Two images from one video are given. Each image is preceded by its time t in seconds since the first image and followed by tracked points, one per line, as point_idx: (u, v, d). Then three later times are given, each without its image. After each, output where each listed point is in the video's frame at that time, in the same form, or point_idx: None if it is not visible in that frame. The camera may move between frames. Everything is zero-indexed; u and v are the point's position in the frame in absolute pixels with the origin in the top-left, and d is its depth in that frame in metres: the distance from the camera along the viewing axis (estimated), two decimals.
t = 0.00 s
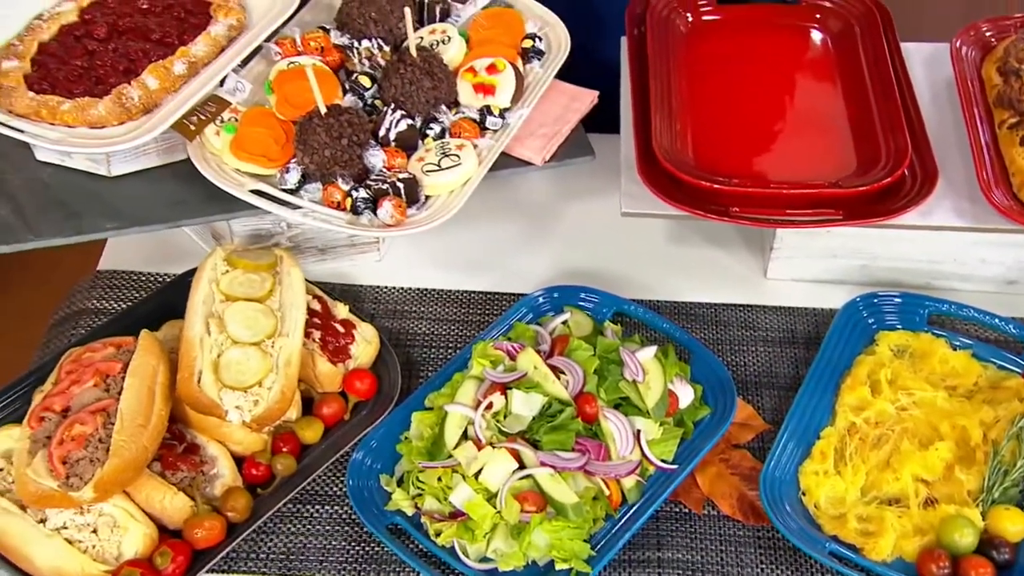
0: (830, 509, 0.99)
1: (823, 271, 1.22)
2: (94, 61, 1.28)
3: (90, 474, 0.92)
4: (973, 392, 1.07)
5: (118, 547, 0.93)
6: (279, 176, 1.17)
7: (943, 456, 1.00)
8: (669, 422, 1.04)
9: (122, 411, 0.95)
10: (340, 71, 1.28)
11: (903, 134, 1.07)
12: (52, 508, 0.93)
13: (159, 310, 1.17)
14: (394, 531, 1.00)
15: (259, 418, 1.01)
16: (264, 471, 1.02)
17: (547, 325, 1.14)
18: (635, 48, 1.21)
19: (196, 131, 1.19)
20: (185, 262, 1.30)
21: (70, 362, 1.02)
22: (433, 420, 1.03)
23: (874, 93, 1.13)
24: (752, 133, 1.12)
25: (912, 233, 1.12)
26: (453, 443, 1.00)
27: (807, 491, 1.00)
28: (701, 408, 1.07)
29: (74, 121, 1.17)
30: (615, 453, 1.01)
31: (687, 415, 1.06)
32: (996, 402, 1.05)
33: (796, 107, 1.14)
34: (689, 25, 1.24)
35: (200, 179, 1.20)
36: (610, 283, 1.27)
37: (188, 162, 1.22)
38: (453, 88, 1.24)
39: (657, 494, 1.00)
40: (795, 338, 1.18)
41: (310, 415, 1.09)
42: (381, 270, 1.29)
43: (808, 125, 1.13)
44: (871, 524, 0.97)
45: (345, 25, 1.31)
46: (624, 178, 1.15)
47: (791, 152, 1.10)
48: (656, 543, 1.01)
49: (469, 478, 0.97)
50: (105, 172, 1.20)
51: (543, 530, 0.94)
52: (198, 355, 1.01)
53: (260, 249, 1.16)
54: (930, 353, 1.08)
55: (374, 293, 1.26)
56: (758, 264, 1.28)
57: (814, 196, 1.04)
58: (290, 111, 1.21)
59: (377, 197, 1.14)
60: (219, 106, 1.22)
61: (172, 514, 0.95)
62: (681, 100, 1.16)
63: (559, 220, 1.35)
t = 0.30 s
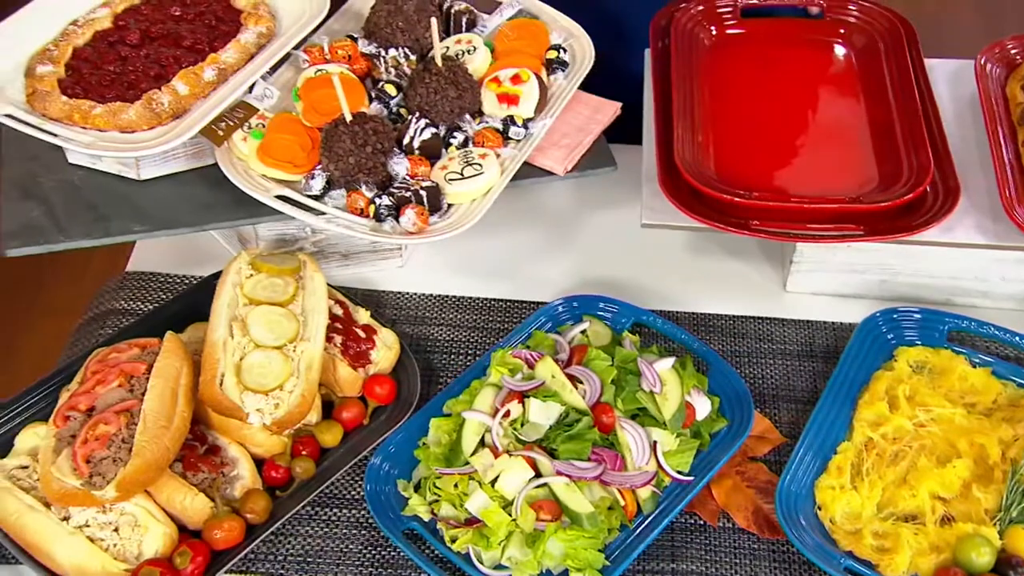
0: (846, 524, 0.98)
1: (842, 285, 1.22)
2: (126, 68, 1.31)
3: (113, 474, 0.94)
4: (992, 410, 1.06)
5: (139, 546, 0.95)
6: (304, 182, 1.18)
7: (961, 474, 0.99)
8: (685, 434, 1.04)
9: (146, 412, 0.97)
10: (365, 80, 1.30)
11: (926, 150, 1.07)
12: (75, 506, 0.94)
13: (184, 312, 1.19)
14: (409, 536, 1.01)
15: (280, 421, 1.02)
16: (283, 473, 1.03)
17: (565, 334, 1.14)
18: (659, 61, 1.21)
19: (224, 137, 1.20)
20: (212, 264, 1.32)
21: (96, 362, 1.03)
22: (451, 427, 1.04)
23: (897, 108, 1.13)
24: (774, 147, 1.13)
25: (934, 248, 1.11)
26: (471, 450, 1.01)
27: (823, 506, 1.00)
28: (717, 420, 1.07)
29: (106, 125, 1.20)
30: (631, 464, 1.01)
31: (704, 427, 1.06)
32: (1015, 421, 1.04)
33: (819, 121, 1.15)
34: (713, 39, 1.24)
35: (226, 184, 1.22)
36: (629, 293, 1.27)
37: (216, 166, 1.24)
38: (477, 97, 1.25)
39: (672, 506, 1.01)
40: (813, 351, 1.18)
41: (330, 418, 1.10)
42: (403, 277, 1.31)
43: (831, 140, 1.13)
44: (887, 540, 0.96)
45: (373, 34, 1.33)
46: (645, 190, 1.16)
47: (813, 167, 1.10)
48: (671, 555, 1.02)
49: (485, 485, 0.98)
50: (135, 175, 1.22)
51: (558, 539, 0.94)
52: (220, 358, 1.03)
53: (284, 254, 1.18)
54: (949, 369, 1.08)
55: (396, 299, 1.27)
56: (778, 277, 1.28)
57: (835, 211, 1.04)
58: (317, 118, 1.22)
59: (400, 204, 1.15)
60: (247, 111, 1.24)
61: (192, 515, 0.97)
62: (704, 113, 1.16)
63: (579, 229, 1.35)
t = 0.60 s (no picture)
0: (858, 536, 0.99)
1: (858, 297, 1.22)
2: (156, 71, 1.35)
3: (134, 470, 0.96)
4: (1007, 425, 1.06)
5: (158, 542, 0.97)
6: (327, 186, 1.20)
7: (974, 488, 0.99)
8: (698, 442, 1.05)
9: (168, 410, 0.99)
10: (390, 86, 1.32)
11: (944, 164, 1.07)
12: (97, 501, 0.97)
13: (207, 312, 1.21)
14: (423, 538, 1.02)
15: (298, 422, 1.04)
16: (301, 473, 1.04)
17: (581, 340, 1.15)
18: (679, 71, 1.22)
19: (250, 141, 1.22)
20: (236, 266, 1.34)
21: (121, 360, 1.06)
22: (467, 431, 1.05)
23: (916, 122, 1.13)
24: (793, 158, 1.13)
25: (951, 262, 1.11)
26: (486, 454, 1.02)
27: (835, 517, 1.00)
28: (731, 429, 1.08)
29: (135, 127, 1.24)
30: (644, 471, 1.02)
31: (717, 436, 1.07)
32: None
33: (838, 134, 1.15)
34: (734, 50, 1.25)
35: (251, 187, 1.23)
36: (646, 301, 1.28)
37: (242, 170, 1.26)
38: (499, 104, 1.26)
39: (685, 514, 1.01)
40: (828, 362, 1.19)
41: (348, 420, 1.12)
42: (424, 280, 1.32)
43: (849, 152, 1.13)
44: (898, 553, 0.97)
45: (398, 41, 1.35)
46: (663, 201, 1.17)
47: (831, 179, 1.11)
48: (682, 562, 1.02)
49: (499, 489, 0.99)
50: (162, 177, 1.25)
51: (570, 544, 0.96)
52: (241, 359, 1.05)
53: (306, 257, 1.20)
54: (964, 384, 1.08)
55: (415, 303, 1.29)
56: (794, 287, 1.28)
57: (852, 223, 1.05)
58: (341, 124, 1.24)
59: (420, 210, 1.16)
60: (273, 116, 1.26)
61: (211, 512, 0.99)
62: (723, 124, 1.17)
63: (598, 237, 1.36)
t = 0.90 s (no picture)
0: (869, 548, 0.99)
1: (874, 309, 1.23)
2: (185, 75, 1.38)
3: (155, 467, 0.98)
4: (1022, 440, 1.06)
5: (177, 538, 0.99)
6: (349, 191, 1.22)
7: (987, 503, 0.99)
8: (712, 451, 1.06)
9: (189, 409, 1.01)
10: (413, 93, 1.34)
11: (962, 179, 1.07)
12: (119, 497, 0.99)
13: (231, 312, 1.23)
14: (437, 540, 1.04)
15: (316, 423, 1.06)
16: (318, 473, 1.06)
17: (597, 347, 1.16)
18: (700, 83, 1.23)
19: (275, 145, 1.24)
20: (261, 267, 1.37)
21: (145, 359, 1.08)
22: (482, 435, 1.06)
23: (935, 137, 1.14)
24: (811, 171, 1.14)
25: (968, 276, 1.11)
26: (500, 458, 1.03)
27: (847, 529, 1.01)
28: (745, 439, 1.08)
29: (163, 131, 1.26)
30: (658, 479, 1.03)
31: (731, 445, 1.08)
32: None
33: (857, 147, 1.16)
34: (755, 63, 1.26)
35: (275, 190, 1.26)
36: (662, 309, 1.29)
37: (267, 173, 1.28)
38: (520, 113, 1.28)
39: (696, 522, 1.02)
40: (843, 373, 1.20)
41: (366, 421, 1.14)
42: (443, 285, 1.34)
43: (868, 165, 1.14)
44: (910, 566, 0.97)
45: (422, 49, 1.37)
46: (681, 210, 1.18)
47: (850, 192, 1.11)
48: (693, 570, 1.03)
49: (513, 494, 1.00)
50: (190, 179, 1.27)
51: (582, 550, 0.97)
52: (262, 359, 1.07)
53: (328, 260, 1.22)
54: (980, 398, 1.08)
55: (435, 307, 1.30)
56: (811, 299, 1.29)
57: (869, 237, 1.05)
58: (365, 130, 1.26)
59: (441, 216, 1.18)
60: (298, 121, 1.28)
61: (230, 509, 1.01)
62: (743, 136, 1.18)
63: (616, 244, 1.38)
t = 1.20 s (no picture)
0: (883, 562, 0.99)
1: (891, 322, 1.23)
2: (213, 79, 1.42)
3: (176, 466, 1.00)
4: None
5: (195, 536, 1.01)
6: (371, 196, 1.23)
7: (1004, 519, 0.99)
8: (726, 461, 1.06)
9: (209, 409, 1.03)
10: (436, 100, 1.35)
11: (983, 194, 1.07)
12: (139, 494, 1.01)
13: (252, 313, 1.25)
14: (451, 544, 1.05)
15: (334, 425, 1.07)
16: (335, 475, 1.08)
17: (614, 355, 1.17)
18: (721, 92, 1.24)
19: (299, 149, 1.26)
20: (284, 268, 1.39)
21: (168, 358, 1.10)
22: (498, 440, 1.07)
23: (956, 151, 1.14)
24: (831, 183, 1.14)
25: (987, 291, 1.11)
26: (515, 463, 1.04)
27: (861, 542, 1.00)
28: (759, 449, 1.09)
29: (190, 134, 1.28)
30: (671, 488, 1.03)
31: (745, 455, 1.08)
32: None
33: (876, 159, 1.16)
34: (776, 74, 1.27)
35: (298, 194, 1.27)
36: (680, 317, 1.30)
37: (291, 176, 1.30)
38: (541, 121, 1.29)
39: (710, 532, 1.02)
40: (859, 386, 1.20)
41: (383, 424, 1.15)
42: (462, 289, 1.35)
43: (888, 178, 1.14)
44: None
45: (446, 57, 1.38)
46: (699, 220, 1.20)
47: (868, 204, 1.12)
48: None
49: (527, 499, 1.01)
50: (215, 182, 1.29)
51: (594, 557, 0.97)
52: (282, 360, 1.09)
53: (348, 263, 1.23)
54: (996, 413, 1.08)
55: (454, 311, 1.32)
56: (829, 310, 1.29)
57: (888, 250, 1.05)
58: (388, 135, 1.27)
59: (461, 222, 1.19)
60: (322, 126, 1.29)
61: (247, 509, 1.02)
62: (763, 146, 1.18)
63: (634, 252, 1.38)
